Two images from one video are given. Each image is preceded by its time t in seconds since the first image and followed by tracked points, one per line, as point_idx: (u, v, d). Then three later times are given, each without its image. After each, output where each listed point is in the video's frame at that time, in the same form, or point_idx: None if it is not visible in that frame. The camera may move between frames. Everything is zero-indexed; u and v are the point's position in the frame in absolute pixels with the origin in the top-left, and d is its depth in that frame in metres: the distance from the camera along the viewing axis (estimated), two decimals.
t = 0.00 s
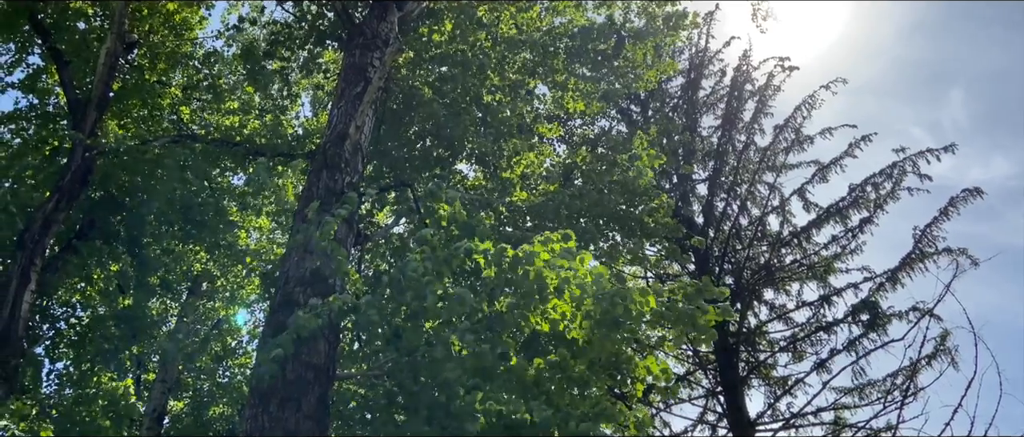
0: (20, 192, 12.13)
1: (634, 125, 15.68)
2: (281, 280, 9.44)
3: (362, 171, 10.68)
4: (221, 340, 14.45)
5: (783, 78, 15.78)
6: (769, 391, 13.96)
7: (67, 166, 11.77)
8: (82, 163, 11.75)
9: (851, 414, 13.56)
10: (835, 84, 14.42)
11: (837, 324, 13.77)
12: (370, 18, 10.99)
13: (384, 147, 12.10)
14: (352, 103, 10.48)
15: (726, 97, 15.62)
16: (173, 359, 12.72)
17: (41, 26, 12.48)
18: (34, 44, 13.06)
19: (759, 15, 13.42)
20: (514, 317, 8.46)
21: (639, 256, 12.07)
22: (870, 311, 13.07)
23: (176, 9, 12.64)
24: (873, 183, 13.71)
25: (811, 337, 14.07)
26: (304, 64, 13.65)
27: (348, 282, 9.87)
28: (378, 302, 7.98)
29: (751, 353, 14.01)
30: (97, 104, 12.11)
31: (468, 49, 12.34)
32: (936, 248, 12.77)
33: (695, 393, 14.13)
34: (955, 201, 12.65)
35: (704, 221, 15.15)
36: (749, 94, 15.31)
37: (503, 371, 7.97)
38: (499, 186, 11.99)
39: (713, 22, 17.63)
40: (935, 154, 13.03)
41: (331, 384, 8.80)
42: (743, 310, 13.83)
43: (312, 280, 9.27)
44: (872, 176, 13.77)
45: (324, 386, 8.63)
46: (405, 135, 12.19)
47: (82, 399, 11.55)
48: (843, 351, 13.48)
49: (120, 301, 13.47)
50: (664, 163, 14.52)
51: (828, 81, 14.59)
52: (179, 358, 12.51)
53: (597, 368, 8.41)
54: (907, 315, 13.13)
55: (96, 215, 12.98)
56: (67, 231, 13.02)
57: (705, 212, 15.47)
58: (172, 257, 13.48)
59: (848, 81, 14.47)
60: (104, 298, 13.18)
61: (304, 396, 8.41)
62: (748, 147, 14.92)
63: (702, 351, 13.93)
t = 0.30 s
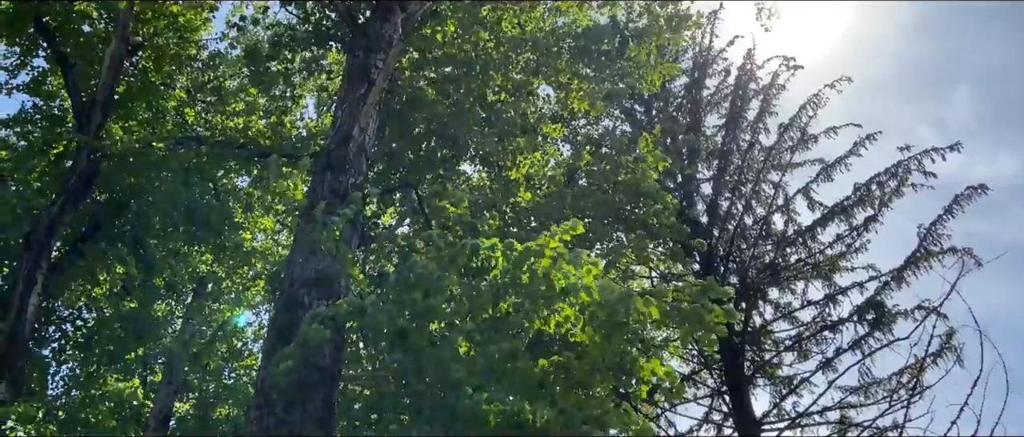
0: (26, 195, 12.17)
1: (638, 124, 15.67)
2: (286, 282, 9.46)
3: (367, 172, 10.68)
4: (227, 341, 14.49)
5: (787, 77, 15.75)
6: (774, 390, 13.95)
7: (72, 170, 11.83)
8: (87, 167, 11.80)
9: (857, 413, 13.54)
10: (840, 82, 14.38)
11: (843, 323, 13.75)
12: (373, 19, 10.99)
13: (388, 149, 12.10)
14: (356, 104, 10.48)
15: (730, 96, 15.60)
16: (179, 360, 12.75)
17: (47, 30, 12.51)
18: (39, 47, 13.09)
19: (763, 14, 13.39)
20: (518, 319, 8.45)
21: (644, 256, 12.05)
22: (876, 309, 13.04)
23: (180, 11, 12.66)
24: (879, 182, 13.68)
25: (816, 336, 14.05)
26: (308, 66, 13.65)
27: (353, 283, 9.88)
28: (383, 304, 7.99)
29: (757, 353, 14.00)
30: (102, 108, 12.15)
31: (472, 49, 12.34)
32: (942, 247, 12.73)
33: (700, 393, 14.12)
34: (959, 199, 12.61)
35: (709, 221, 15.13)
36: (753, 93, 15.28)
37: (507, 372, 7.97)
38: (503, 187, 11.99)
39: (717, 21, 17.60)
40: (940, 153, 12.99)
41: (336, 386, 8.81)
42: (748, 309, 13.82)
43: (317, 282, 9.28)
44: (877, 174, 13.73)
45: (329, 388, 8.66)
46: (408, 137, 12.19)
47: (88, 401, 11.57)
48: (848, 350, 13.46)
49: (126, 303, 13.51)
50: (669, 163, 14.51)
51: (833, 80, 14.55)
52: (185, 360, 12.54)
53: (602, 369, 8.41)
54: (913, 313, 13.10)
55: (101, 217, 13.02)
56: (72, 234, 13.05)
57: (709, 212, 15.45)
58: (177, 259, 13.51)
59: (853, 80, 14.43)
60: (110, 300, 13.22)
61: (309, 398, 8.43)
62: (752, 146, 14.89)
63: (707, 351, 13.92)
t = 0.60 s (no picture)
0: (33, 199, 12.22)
1: (643, 124, 15.66)
2: (293, 284, 9.49)
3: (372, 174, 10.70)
4: (234, 343, 14.54)
5: (794, 76, 15.72)
6: (782, 390, 13.91)
7: (79, 172, 11.88)
8: (93, 170, 11.86)
9: (865, 412, 13.50)
10: (847, 81, 14.32)
11: (850, 322, 13.71)
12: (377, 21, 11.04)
13: (393, 150, 12.11)
14: (360, 106, 10.50)
15: (736, 95, 15.57)
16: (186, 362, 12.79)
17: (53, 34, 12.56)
18: (46, 51, 13.14)
19: (768, 12, 13.38)
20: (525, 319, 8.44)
21: (650, 256, 12.03)
22: (883, 308, 12.99)
23: (186, 14, 12.70)
24: (885, 180, 13.64)
25: (823, 335, 14.01)
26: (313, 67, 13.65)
27: (359, 284, 9.90)
28: (389, 305, 8.01)
29: (764, 352, 13.98)
30: (109, 111, 12.20)
31: (477, 50, 12.36)
32: (948, 245, 12.69)
33: (707, 393, 14.10)
34: (966, 197, 12.58)
35: (715, 220, 15.11)
36: (759, 91, 15.25)
37: (513, 373, 7.98)
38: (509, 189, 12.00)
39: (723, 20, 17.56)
40: (947, 151, 12.95)
41: (343, 387, 8.85)
42: (755, 308, 13.81)
43: (323, 284, 9.32)
44: (884, 173, 13.69)
45: (336, 389, 8.68)
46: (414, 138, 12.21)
47: (96, 404, 11.61)
48: (856, 349, 13.43)
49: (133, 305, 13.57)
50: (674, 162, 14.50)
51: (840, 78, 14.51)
52: (193, 361, 12.58)
53: (609, 369, 8.40)
54: (920, 312, 13.07)
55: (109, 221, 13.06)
56: (80, 237, 13.12)
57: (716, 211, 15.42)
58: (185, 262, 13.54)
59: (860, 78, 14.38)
60: (117, 303, 13.26)
61: (316, 400, 8.47)
62: (758, 145, 14.87)
63: (714, 350, 13.91)
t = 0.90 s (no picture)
0: (42, 203, 12.27)
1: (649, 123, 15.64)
2: (301, 286, 9.51)
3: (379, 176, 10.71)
4: (242, 344, 14.57)
5: (801, 74, 15.66)
6: (791, 389, 13.87)
7: (87, 176, 11.93)
8: (102, 173, 11.92)
9: (875, 411, 13.45)
10: (855, 79, 14.26)
11: (860, 321, 13.66)
12: (383, 23, 11.07)
13: (400, 152, 12.12)
14: (367, 108, 10.51)
15: (743, 93, 15.52)
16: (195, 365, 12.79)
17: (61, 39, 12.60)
18: (53, 55, 13.18)
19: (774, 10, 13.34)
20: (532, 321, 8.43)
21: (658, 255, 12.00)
22: (892, 306, 12.94)
23: (193, 18, 12.74)
24: (894, 177, 13.58)
25: (833, 333, 13.97)
26: (319, 69, 13.65)
27: (366, 286, 9.91)
28: (396, 308, 8.01)
29: (773, 351, 13.93)
30: (116, 114, 12.24)
31: (483, 51, 12.37)
32: (958, 242, 12.63)
33: (716, 392, 14.06)
34: (974, 195, 12.51)
35: (723, 219, 15.07)
36: (766, 90, 15.20)
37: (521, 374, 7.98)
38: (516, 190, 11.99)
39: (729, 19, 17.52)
40: (956, 148, 12.89)
41: (351, 390, 8.87)
42: (763, 307, 13.77)
43: (330, 286, 9.33)
44: (893, 170, 13.63)
45: (344, 391, 8.69)
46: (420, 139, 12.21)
47: (106, 407, 11.62)
48: (865, 348, 13.38)
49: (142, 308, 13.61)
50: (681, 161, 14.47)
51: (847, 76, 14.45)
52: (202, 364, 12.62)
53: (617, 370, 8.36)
54: (930, 310, 13.01)
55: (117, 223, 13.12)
56: (89, 240, 13.17)
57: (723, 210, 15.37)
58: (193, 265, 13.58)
59: (867, 76, 14.33)
60: (126, 306, 13.31)
61: (324, 402, 8.49)
62: (766, 143, 14.83)
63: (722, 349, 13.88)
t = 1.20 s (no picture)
0: (54, 208, 12.32)
1: (658, 122, 15.59)
2: (310, 289, 9.52)
3: (387, 179, 10.72)
4: (254, 347, 14.60)
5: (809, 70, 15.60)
6: (803, 387, 13.81)
7: (99, 179, 11.96)
8: (113, 177, 11.97)
9: (888, 408, 13.39)
10: (864, 75, 14.19)
11: (871, 318, 13.59)
12: (389, 25, 11.09)
13: (408, 153, 12.12)
14: (375, 110, 10.53)
15: (751, 91, 15.46)
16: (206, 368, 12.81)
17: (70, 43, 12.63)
18: (63, 61, 13.22)
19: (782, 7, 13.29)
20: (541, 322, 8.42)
21: (668, 255, 11.97)
22: (903, 303, 12.88)
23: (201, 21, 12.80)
24: (905, 174, 13.51)
25: (844, 331, 13.90)
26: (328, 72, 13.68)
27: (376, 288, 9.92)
28: (406, 310, 8.00)
29: (784, 349, 13.88)
30: (126, 118, 12.28)
31: (490, 52, 12.37)
32: (970, 239, 12.55)
33: (728, 390, 14.02)
34: (986, 191, 12.43)
35: (733, 217, 15.01)
36: (775, 87, 15.14)
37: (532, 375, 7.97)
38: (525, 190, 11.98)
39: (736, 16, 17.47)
40: (968, 144, 12.80)
41: (362, 392, 8.88)
42: (774, 304, 13.73)
43: (340, 289, 9.35)
44: (904, 166, 13.56)
45: (354, 393, 8.70)
46: (429, 141, 12.21)
47: (118, 410, 11.63)
48: (877, 345, 13.31)
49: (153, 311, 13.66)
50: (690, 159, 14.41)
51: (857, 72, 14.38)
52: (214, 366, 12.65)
53: (627, 370, 8.33)
54: (942, 306, 12.93)
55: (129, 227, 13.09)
56: (100, 245, 13.21)
57: (733, 208, 15.31)
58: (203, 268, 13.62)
59: (877, 72, 14.26)
60: (137, 309, 13.35)
61: (335, 405, 8.50)
62: (775, 140, 14.76)
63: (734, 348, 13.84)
